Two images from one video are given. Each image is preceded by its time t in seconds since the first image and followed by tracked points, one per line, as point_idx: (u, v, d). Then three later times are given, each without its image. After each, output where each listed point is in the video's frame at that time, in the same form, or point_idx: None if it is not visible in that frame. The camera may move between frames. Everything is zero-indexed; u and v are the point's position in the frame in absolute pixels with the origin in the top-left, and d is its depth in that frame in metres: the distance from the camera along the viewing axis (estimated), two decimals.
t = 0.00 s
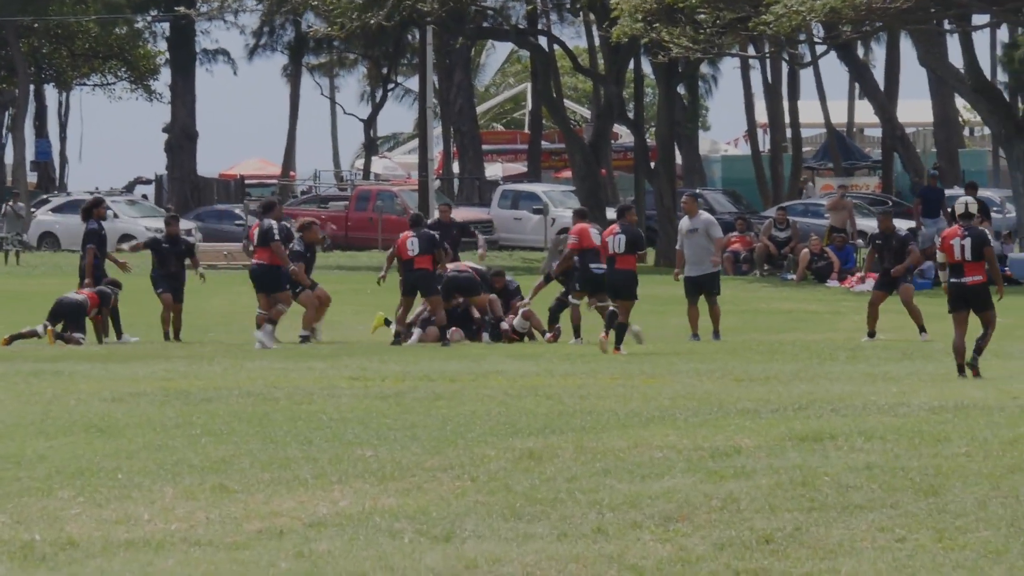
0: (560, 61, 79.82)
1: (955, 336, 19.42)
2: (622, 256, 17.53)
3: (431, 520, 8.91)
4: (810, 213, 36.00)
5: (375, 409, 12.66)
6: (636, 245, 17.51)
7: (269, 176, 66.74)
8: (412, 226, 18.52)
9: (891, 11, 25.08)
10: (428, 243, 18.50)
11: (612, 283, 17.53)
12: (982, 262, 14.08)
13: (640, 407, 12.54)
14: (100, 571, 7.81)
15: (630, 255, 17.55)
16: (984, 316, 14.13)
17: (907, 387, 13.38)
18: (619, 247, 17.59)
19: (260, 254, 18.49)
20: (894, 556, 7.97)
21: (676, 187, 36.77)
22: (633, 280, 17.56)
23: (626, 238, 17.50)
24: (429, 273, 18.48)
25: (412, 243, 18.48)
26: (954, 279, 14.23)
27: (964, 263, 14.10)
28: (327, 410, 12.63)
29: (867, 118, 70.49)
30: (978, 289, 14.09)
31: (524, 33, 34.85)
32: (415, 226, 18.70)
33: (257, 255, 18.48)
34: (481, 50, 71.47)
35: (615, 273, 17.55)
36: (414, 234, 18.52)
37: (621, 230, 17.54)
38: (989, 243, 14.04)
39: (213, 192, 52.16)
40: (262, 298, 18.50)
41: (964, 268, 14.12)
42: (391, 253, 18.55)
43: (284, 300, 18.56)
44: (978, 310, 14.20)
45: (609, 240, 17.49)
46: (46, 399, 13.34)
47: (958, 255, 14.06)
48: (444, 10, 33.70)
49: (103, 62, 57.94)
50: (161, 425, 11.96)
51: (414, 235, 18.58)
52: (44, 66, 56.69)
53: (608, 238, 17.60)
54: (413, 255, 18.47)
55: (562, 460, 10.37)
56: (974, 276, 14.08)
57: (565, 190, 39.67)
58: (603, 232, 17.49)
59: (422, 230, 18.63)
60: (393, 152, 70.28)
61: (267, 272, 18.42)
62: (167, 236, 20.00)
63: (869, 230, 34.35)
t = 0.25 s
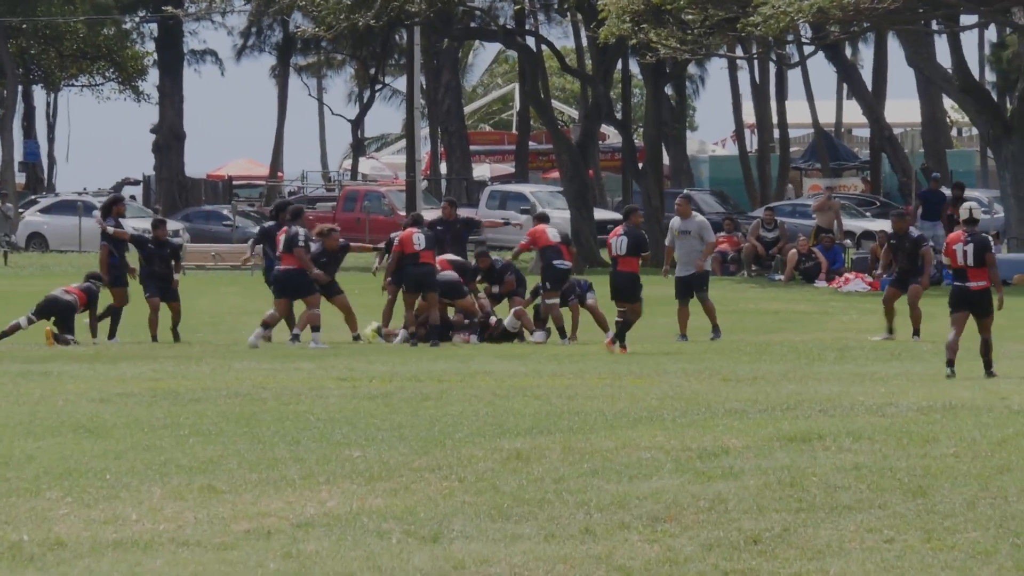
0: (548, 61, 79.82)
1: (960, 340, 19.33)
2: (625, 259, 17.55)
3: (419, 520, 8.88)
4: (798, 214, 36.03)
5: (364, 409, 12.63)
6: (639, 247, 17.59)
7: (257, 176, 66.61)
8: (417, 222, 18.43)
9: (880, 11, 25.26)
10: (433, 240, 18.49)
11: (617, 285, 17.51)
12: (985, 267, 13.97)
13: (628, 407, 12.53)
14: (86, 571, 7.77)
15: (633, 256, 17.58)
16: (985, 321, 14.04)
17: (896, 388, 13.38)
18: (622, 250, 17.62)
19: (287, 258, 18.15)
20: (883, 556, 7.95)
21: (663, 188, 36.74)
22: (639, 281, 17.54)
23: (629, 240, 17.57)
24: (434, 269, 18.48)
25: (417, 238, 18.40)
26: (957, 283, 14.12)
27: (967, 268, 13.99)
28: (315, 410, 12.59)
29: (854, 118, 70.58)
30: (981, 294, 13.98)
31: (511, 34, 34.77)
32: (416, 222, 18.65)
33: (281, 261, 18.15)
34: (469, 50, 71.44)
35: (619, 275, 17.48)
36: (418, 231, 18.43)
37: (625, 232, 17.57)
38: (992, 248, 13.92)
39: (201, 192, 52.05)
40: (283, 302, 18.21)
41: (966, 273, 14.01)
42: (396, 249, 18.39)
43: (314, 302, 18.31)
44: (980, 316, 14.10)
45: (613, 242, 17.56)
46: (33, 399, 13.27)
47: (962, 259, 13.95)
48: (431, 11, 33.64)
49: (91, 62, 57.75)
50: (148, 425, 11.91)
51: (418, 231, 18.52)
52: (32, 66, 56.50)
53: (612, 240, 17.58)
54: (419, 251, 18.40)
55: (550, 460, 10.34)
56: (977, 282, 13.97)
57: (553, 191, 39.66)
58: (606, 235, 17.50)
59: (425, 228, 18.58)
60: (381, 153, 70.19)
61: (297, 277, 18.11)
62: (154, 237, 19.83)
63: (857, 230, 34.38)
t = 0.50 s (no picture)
0: (543, 59, 79.86)
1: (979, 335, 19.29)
2: (639, 256, 17.46)
3: (415, 518, 8.88)
4: (793, 211, 36.06)
5: (359, 408, 12.64)
6: (654, 244, 17.40)
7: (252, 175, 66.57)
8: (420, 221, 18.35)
9: (873, 9, 25.14)
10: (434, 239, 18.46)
11: (631, 283, 17.48)
12: (997, 260, 14.01)
13: (624, 405, 12.54)
14: (84, 570, 7.77)
15: (648, 253, 17.45)
16: (994, 315, 14.08)
17: (891, 384, 13.40)
18: (637, 246, 17.48)
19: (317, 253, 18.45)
20: (879, 554, 7.96)
21: (658, 185, 36.69)
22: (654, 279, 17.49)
23: (645, 238, 17.41)
24: (435, 268, 18.49)
25: (420, 238, 18.37)
26: (969, 275, 14.14)
27: (980, 260, 14.02)
28: (311, 409, 12.58)
29: (849, 115, 70.64)
30: (992, 287, 14.02)
31: (506, 32, 34.68)
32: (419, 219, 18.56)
33: (314, 252, 18.49)
34: (463, 48, 71.41)
35: (634, 273, 17.45)
36: (421, 230, 18.40)
37: (641, 228, 17.38)
38: (1006, 240, 13.98)
39: (196, 191, 52.05)
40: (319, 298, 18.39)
41: (979, 265, 14.04)
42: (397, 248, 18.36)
43: (331, 300, 18.46)
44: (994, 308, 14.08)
45: (628, 239, 17.44)
46: (29, 398, 13.26)
47: (974, 251, 13.99)
48: (426, 8, 33.60)
49: (86, 61, 57.70)
50: (144, 424, 11.91)
51: (421, 230, 18.46)
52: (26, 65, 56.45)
53: (627, 236, 17.46)
54: (421, 250, 18.39)
55: (545, 458, 10.35)
56: (988, 274, 14.00)
57: (548, 189, 39.66)
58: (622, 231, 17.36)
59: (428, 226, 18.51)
60: (376, 151, 70.19)
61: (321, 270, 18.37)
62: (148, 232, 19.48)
63: (852, 227, 34.41)
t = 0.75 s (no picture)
0: (542, 56, 79.92)
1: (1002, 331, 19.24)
2: (671, 252, 17.13)
3: (415, 516, 8.88)
4: (792, 208, 36.08)
5: (359, 405, 12.64)
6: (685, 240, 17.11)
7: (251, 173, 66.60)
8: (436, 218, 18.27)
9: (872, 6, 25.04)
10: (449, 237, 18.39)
11: (663, 280, 17.15)
12: (1009, 259, 14.05)
13: (624, 402, 12.55)
14: (84, 568, 7.77)
15: (679, 249, 17.14)
16: (1005, 312, 14.10)
17: (890, 381, 13.42)
18: (668, 243, 17.14)
19: (351, 258, 18.60)
20: (878, 551, 7.96)
21: (658, 182, 36.66)
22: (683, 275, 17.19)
23: (677, 234, 17.07)
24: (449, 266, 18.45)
25: (435, 235, 18.28)
26: (979, 274, 14.18)
27: (993, 259, 14.06)
28: (310, 406, 12.58)
29: (848, 112, 70.66)
30: (1002, 285, 14.05)
31: (505, 29, 34.70)
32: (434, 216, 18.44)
33: (348, 258, 18.62)
34: (462, 45, 71.42)
35: (666, 269, 17.12)
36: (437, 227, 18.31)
37: (672, 225, 17.07)
38: (1019, 239, 14.03)
39: (195, 188, 52.08)
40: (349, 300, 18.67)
41: (992, 264, 14.07)
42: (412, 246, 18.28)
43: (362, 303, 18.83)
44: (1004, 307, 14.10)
45: (658, 235, 17.03)
46: (28, 396, 13.25)
47: (987, 249, 14.03)
48: (425, 6, 33.61)
49: (85, 59, 57.69)
50: (144, 421, 11.91)
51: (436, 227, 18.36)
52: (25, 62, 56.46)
53: (657, 233, 17.08)
54: (435, 248, 18.32)
55: (545, 455, 10.35)
56: (999, 272, 14.05)
57: (547, 185, 39.64)
58: (655, 227, 16.98)
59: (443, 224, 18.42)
60: (375, 148, 70.24)
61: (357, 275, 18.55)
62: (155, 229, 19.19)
63: (852, 224, 34.42)
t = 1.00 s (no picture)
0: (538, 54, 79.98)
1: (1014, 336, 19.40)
2: (688, 248, 17.43)
3: (411, 513, 8.88)
4: (789, 205, 36.09)
5: (355, 402, 12.65)
6: (702, 235, 17.37)
7: (247, 170, 66.61)
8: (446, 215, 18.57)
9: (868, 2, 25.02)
10: (458, 233, 18.63)
11: (680, 274, 17.38)
12: (1016, 255, 14.56)
13: (620, 398, 12.57)
14: (81, 565, 7.76)
15: (695, 245, 17.41)
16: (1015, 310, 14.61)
17: (886, 378, 13.44)
18: (685, 239, 17.38)
19: (372, 246, 18.71)
20: (874, 548, 7.96)
21: (654, 179, 36.59)
22: (698, 270, 17.51)
23: (693, 230, 17.34)
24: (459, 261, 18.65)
25: (444, 231, 18.54)
26: (988, 270, 14.70)
27: (1000, 256, 14.56)
28: (307, 404, 12.57)
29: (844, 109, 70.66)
30: (1011, 282, 14.56)
31: (501, 27, 34.73)
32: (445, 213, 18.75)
33: (366, 246, 18.77)
34: (459, 43, 71.36)
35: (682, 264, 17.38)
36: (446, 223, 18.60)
37: (688, 222, 17.31)
38: None
39: (192, 186, 52.07)
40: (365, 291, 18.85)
41: (999, 261, 14.58)
42: (422, 239, 18.49)
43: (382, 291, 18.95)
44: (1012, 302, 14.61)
45: (676, 232, 17.28)
46: (25, 393, 13.25)
47: (995, 246, 14.54)
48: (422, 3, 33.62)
49: (81, 56, 57.65)
50: (140, 418, 11.91)
51: (446, 223, 18.64)
52: (21, 59, 56.44)
53: (675, 229, 17.29)
54: (444, 243, 18.57)
55: (541, 452, 10.36)
56: (1006, 269, 14.56)
57: (543, 183, 39.65)
58: (673, 224, 17.21)
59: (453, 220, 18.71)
60: (371, 146, 70.26)
61: (379, 262, 18.70)
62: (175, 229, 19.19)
63: (849, 221, 34.46)
